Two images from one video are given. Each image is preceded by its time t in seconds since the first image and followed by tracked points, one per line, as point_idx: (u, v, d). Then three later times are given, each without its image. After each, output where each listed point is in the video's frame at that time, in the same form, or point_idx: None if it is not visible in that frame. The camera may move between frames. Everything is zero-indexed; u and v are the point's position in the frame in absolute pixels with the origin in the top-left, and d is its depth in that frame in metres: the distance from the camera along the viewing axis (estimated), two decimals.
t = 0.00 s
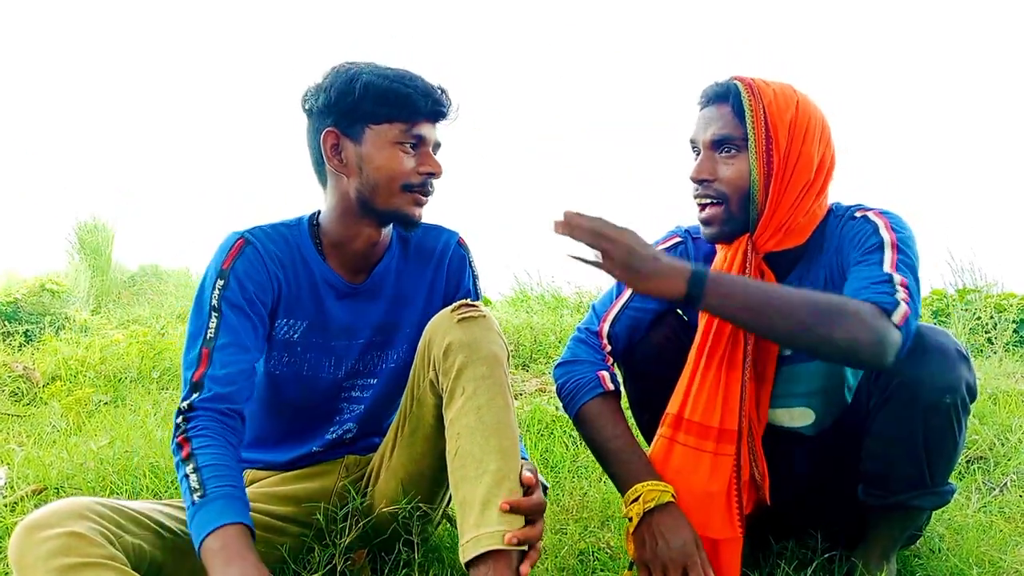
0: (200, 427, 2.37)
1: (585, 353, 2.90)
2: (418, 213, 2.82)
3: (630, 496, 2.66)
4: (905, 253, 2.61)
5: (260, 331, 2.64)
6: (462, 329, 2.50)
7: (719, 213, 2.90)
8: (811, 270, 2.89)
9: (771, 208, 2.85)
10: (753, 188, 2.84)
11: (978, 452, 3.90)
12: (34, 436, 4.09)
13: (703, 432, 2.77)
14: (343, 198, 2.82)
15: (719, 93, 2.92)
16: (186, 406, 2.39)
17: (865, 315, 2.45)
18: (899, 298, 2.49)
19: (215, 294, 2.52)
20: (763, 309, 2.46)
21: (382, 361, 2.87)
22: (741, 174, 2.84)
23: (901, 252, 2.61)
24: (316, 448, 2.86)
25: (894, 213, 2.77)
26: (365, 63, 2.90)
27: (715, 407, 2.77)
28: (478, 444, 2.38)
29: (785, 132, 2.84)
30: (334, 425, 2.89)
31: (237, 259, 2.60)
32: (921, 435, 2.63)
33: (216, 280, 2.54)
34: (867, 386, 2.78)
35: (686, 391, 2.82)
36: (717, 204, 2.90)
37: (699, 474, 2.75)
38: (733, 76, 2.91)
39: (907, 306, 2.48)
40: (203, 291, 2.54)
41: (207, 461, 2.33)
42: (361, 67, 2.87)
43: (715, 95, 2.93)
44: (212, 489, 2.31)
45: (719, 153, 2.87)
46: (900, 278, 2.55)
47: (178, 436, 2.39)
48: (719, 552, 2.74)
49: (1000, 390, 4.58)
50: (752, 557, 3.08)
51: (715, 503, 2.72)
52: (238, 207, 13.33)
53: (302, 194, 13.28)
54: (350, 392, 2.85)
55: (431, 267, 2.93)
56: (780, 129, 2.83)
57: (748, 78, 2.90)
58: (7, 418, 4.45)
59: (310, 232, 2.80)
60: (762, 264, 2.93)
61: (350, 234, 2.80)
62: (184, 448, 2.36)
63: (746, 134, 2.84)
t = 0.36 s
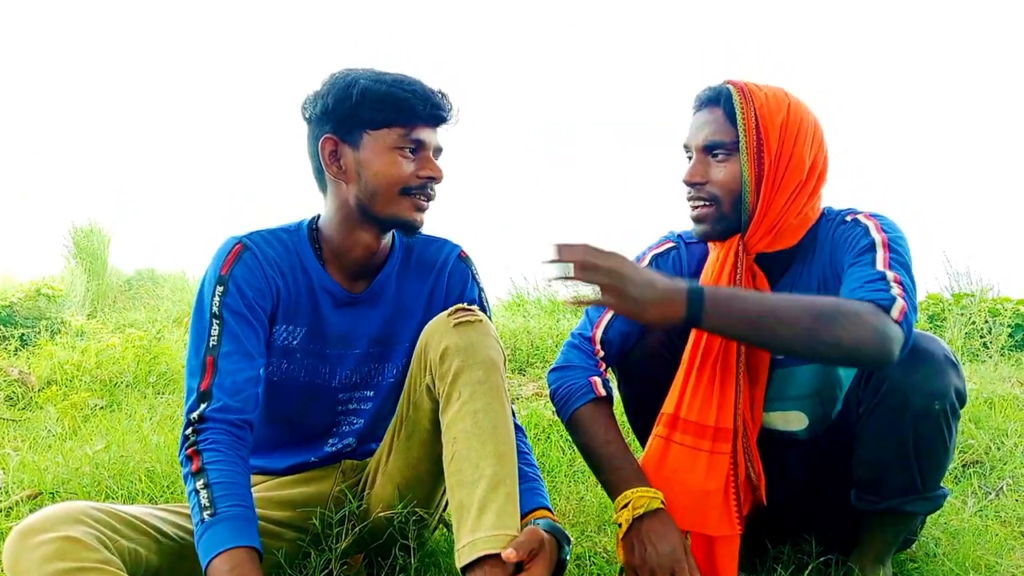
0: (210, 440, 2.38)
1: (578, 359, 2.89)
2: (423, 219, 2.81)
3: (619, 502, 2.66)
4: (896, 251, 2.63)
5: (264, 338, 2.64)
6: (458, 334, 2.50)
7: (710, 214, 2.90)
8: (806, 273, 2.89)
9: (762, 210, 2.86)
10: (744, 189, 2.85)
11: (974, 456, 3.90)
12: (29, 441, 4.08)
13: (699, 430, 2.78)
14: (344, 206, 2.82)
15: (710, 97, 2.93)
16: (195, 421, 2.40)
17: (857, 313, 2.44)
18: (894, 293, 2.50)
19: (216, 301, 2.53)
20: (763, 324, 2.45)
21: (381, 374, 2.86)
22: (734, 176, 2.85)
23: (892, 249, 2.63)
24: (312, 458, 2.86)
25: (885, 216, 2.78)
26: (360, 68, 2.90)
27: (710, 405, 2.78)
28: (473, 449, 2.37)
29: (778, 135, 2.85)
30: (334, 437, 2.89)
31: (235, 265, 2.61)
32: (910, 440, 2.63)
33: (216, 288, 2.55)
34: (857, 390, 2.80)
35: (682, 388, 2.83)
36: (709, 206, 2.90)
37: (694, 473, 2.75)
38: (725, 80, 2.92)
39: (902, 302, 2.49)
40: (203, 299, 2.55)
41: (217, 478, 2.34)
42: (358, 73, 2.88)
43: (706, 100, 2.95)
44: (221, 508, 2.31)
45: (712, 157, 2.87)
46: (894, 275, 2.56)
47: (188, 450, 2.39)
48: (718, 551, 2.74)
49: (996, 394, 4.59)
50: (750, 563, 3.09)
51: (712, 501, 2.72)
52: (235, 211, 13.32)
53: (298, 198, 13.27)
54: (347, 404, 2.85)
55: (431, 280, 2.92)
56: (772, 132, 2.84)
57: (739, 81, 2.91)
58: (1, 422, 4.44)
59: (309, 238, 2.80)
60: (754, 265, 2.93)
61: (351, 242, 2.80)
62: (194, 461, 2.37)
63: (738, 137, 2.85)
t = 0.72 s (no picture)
0: (210, 438, 2.38)
1: (577, 361, 2.88)
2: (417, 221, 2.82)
3: (617, 507, 2.66)
4: (925, 267, 2.60)
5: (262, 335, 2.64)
6: (456, 333, 2.50)
7: (709, 200, 2.91)
8: (809, 271, 2.85)
9: (759, 201, 2.85)
10: (744, 178, 2.85)
11: (972, 456, 3.91)
12: (27, 441, 4.07)
13: (698, 419, 2.79)
14: (339, 205, 2.82)
15: (720, 87, 2.94)
16: (195, 419, 2.40)
17: (930, 369, 2.37)
18: (948, 326, 2.43)
19: (214, 300, 2.53)
20: (893, 462, 2.37)
21: (377, 374, 2.86)
22: (736, 165, 2.85)
23: (921, 266, 2.60)
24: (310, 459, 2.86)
25: (896, 222, 2.78)
26: (362, 67, 2.90)
27: (708, 395, 2.78)
28: (472, 449, 2.37)
29: (781, 129, 2.86)
30: (331, 438, 2.89)
31: (232, 263, 2.60)
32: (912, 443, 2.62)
33: (214, 287, 2.55)
34: (862, 388, 2.81)
35: (680, 379, 2.84)
36: (708, 191, 2.91)
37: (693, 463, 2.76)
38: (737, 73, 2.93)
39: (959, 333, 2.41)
40: (201, 298, 2.55)
41: (217, 477, 2.34)
42: (360, 75, 2.87)
43: (716, 89, 2.97)
44: (221, 507, 2.31)
45: (716, 145, 2.89)
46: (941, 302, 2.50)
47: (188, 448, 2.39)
48: (719, 544, 2.75)
49: (994, 394, 4.59)
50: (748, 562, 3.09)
51: (713, 491, 2.73)
52: (233, 211, 13.31)
53: (297, 198, 13.26)
54: (343, 405, 2.84)
55: (426, 277, 2.93)
56: (776, 123, 2.85)
57: (753, 76, 2.91)
58: None
59: (306, 236, 2.80)
60: (751, 258, 2.89)
61: (346, 242, 2.80)
62: (193, 461, 2.36)
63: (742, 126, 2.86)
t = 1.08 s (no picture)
0: (208, 438, 2.38)
1: (582, 358, 2.89)
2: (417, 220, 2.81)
3: (621, 507, 2.65)
4: (936, 268, 2.61)
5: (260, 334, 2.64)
6: (454, 332, 2.50)
7: (721, 197, 2.90)
8: (817, 270, 2.86)
9: (772, 198, 2.84)
10: (757, 174, 2.84)
11: (970, 453, 3.91)
12: (25, 441, 4.07)
13: (709, 419, 2.76)
14: (338, 205, 2.81)
15: (731, 82, 2.94)
16: (192, 417, 2.40)
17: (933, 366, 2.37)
18: (959, 328, 2.43)
19: (211, 299, 2.52)
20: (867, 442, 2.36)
21: (374, 373, 2.86)
22: (747, 162, 2.85)
23: (932, 267, 2.61)
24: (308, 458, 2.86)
25: (907, 221, 2.78)
26: (363, 67, 2.89)
27: (718, 395, 2.77)
28: (471, 447, 2.37)
29: (794, 125, 2.86)
30: (329, 438, 2.88)
31: (229, 262, 2.60)
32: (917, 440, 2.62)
33: (211, 286, 2.55)
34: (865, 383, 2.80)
35: (689, 380, 2.79)
36: (718, 190, 2.89)
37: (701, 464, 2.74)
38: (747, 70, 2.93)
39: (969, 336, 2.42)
40: (199, 298, 2.55)
41: (216, 476, 2.33)
42: (360, 75, 2.86)
43: (727, 86, 2.96)
44: (219, 506, 2.31)
45: (727, 140, 2.89)
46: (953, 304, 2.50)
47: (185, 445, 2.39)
48: (720, 542, 2.75)
49: (993, 392, 4.60)
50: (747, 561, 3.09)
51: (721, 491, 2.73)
52: (232, 210, 13.30)
53: (295, 198, 13.25)
54: (341, 405, 2.84)
55: (422, 276, 2.92)
56: (789, 120, 2.85)
57: (763, 73, 2.90)
58: None
59: (303, 235, 2.80)
60: (761, 256, 2.88)
61: (344, 240, 2.79)
62: (191, 458, 2.35)
63: (755, 122, 2.86)
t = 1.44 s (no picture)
0: (201, 446, 2.38)
1: (583, 357, 2.89)
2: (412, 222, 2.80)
3: (623, 506, 2.65)
4: (909, 253, 2.60)
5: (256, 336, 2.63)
6: (451, 331, 2.50)
7: (719, 211, 2.89)
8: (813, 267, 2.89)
9: (771, 203, 2.86)
10: (753, 184, 2.84)
11: (966, 452, 3.91)
12: (20, 443, 4.06)
13: (707, 428, 2.77)
14: (333, 206, 2.81)
15: (715, 92, 2.91)
16: (188, 421, 2.40)
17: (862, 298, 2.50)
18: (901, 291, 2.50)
19: (205, 303, 2.52)
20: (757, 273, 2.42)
21: (371, 373, 2.86)
22: (741, 173, 2.83)
23: (905, 250, 2.60)
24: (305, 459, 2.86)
25: (898, 211, 2.76)
26: (355, 68, 2.89)
27: (716, 403, 2.77)
28: (469, 446, 2.37)
29: (785, 130, 2.85)
30: (326, 439, 2.88)
31: (223, 265, 2.60)
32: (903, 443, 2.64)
33: (205, 289, 2.54)
34: (851, 393, 2.81)
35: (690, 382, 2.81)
36: (715, 204, 2.88)
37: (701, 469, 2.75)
38: (732, 74, 2.91)
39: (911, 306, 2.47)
40: (192, 300, 2.54)
41: (208, 483, 2.33)
42: (353, 75, 2.86)
43: (711, 94, 2.93)
44: (210, 513, 2.30)
45: (718, 154, 2.86)
46: (904, 275, 2.54)
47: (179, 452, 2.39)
48: (718, 547, 2.74)
49: (988, 390, 4.60)
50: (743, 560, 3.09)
51: (717, 497, 2.72)
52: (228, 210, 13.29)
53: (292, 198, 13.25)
54: (337, 406, 2.84)
55: (419, 277, 2.92)
56: (779, 127, 2.84)
57: (746, 74, 2.90)
58: None
59: (297, 236, 2.80)
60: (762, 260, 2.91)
61: (340, 241, 2.79)
62: (184, 464, 2.36)
63: (744, 134, 2.83)
